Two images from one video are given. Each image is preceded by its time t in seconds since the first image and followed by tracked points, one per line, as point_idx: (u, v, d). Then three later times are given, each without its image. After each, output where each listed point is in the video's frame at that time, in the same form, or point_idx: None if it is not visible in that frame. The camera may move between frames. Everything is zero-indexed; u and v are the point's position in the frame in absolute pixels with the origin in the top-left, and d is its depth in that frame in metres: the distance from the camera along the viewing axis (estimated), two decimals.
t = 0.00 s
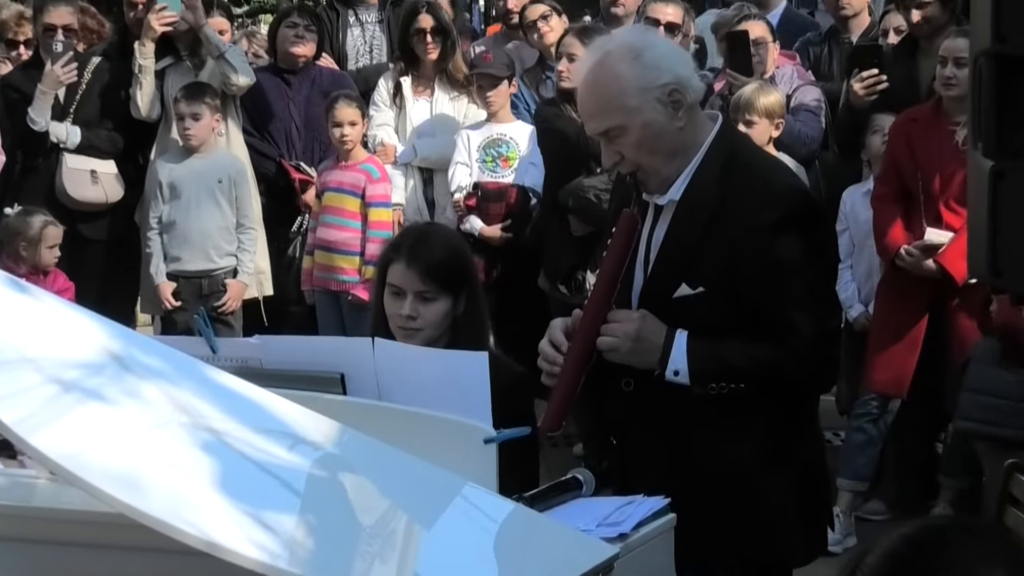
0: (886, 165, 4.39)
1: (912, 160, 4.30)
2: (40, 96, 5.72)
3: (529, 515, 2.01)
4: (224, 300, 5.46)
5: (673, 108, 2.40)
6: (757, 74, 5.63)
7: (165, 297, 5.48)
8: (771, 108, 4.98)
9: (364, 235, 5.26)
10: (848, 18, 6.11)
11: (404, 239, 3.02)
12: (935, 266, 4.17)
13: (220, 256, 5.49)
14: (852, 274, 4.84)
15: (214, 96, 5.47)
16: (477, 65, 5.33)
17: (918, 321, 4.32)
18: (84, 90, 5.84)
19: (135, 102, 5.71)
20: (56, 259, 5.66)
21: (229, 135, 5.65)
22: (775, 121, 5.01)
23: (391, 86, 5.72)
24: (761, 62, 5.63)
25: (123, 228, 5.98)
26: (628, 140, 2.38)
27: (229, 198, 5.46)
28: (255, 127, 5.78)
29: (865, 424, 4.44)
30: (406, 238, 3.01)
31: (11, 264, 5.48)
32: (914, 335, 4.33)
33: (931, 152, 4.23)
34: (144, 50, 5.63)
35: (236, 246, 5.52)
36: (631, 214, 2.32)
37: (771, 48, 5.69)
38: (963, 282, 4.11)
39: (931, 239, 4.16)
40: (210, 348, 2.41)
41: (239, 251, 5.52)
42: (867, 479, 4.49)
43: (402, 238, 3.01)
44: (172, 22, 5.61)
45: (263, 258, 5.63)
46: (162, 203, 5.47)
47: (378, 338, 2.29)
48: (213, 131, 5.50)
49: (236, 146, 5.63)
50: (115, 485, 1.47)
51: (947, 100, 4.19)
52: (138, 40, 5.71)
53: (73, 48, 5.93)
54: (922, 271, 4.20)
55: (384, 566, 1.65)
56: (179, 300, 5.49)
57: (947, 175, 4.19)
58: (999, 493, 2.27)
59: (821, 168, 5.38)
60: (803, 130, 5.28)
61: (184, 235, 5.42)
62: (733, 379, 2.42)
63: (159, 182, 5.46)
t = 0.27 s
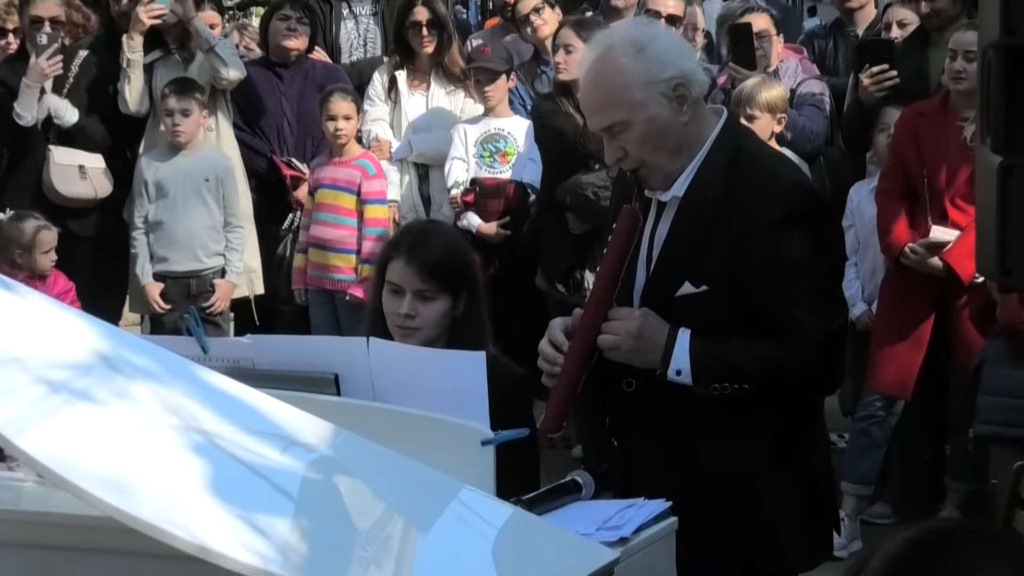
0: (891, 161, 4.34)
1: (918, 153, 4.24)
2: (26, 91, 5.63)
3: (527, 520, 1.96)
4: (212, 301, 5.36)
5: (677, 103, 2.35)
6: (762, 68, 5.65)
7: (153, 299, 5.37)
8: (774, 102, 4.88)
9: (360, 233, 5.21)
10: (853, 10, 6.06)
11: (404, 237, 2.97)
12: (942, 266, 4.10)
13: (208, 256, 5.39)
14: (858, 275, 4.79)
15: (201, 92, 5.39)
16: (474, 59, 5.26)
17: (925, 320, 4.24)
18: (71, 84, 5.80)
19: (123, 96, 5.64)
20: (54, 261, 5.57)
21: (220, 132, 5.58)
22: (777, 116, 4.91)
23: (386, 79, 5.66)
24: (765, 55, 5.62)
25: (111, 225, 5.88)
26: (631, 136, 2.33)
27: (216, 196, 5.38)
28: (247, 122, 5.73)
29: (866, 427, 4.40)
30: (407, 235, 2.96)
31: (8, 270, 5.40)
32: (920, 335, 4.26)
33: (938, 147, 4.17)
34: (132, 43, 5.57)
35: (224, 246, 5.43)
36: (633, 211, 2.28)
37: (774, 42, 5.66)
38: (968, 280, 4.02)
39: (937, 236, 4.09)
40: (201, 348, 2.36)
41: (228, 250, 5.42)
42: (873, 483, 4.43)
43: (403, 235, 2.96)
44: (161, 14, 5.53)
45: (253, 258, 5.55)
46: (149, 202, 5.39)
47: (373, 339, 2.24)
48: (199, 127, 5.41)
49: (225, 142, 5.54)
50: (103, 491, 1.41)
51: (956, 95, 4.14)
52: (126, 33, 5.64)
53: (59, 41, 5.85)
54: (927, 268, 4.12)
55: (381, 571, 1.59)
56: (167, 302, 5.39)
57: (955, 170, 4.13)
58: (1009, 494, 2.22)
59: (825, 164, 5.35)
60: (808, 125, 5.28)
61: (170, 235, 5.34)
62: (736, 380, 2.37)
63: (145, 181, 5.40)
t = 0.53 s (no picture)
0: (896, 157, 4.25)
1: (924, 150, 4.15)
2: (12, 85, 5.34)
3: (526, 524, 1.92)
4: (201, 300, 5.25)
5: (682, 98, 2.30)
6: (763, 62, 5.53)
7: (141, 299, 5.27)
8: (775, 97, 4.78)
9: (353, 231, 5.10)
10: (859, 3, 5.99)
11: (403, 234, 2.91)
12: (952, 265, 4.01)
13: (196, 256, 5.29)
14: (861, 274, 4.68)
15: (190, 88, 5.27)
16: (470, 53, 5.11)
17: (935, 321, 4.16)
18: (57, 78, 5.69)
19: (110, 91, 5.44)
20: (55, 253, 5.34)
21: (209, 126, 5.43)
22: (779, 111, 4.80)
23: (380, 74, 5.56)
24: (767, 49, 5.50)
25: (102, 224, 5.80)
26: (634, 131, 2.28)
27: (203, 194, 5.27)
28: (235, 117, 5.55)
29: (875, 431, 4.35)
30: (406, 232, 2.90)
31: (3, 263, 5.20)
32: (930, 336, 4.17)
33: (945, 143, 4.08)
34: (118, 36, 5.39)
35: (213, 245, 5.32)
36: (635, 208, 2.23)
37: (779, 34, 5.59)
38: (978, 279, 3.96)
39: (946, 234, 4.00)
40: (190, 348, 2.30)
41: (216, 249, 5.31)
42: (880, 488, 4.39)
43: (402, 231, 2.90)
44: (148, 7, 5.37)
45: (245, 256, 5.44)
46: (135, 201, 5.28)
47: (367, 338, 2.19)
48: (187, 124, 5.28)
49: (214, 139, 5.40)
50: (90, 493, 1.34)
51: (962, 89, 4.06)
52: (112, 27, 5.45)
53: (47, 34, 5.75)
54: (937, 268, 4.03)
55: None
56: (156, 301, 5.30)
57: (963, 166, 4.05)
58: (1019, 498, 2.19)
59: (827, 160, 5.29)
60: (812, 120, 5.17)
61: (158, 235, 5.24)
62: (739, 382, 2.33)
63: (129, 180, 5.27)
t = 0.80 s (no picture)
0: (898, 155, 4.14)
1: (930, 146, 4.04)
2: None
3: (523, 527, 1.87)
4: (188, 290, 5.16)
5: (685, 93, 2.26)
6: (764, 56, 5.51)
7: (130, 297, 5.17)
8: (776, 93, 4.72)
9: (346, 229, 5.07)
10: None
11: (407, 227, 2.87)
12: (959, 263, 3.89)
13: (185, 254, 5.20)
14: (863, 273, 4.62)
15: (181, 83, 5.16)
16: (465, 46, 5.07)
17: (941, 322, 4.04)
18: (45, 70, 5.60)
19: (97, 86, 5.34)
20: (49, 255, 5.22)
21: (197, 120, 5.32)
22: (781, 107, 4.75)
23: (373, 67, 5.43)
24: (769, 43, 5.47)
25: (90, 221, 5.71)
26: (636, 127, 2.24)
27: (192, 191, 5.18)
28: (223, 112, 5.44)
29: (878, 432, 4.28)
30: (411, 224, 2.86)
31: None
32: (934, 337, 4.05)
33: (951, 140, 3.97)
34: (105, 30, 5.29)
35: (202, 242, 5.23)
36: (636, 204, 2.21)
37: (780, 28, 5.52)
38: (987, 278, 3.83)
39: (953, 233, 3.90)
40: (180, 349, 2.25)
41: (207, 245, 5.23)
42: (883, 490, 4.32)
43: (407, 224, 2.86)
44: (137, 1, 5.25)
45: (234, 254, 5.37)
46: (123, 198, 5.17)
47: (360, 339, 2.15)
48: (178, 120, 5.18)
49: (205, 135, 5.31)
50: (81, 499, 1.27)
51: (968, 84, 3.94)
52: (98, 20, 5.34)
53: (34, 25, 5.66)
54: (945, 267, 3.90)
55: None
56: (146, 300, 5.19)
57: (971, 165, 3.94)
58: None
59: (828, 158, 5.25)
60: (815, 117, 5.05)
61: (148, 233, 5.14)
62: (741, 383, 2.29)
63: (117, 176, 5.16)
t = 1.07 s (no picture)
0: (904, 151, 4.07)
1: (935, 144, 3.98)
2: None
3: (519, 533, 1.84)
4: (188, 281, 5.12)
5: (687, 88, 2.21)
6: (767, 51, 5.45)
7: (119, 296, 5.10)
8: (780, 88, 4.68)
9: (337, 227, 4.98)
10: None
11: (407, 218, 2.82)
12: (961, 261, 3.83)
13: (175, 252, 5.13)
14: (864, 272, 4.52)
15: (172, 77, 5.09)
16: (459, 41, 5.01)
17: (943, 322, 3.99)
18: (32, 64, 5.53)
19: (83, 80, 5.29)
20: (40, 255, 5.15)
21: (186, 116, 5.27)
22: (785, 102, 4.71)
23: (368, 61, 5.39)
24: (771, 36, 5.41)
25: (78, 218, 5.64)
26: (637, 123, 2.19)
27: (184, 185, 5.11)
28: (214, 107, 5.38)
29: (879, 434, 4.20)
30: (410, 216, 2.81)
31: None
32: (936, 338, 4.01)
33: (956, 137, 3.91)
34: (93, 24, 5.24)
35: (193, 239, 5.17)
36: (635, 200, 2.17)
37: (781, 22, 5.45)
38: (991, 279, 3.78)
39: (957, 231, 3.84)
40: (169, 349, 2.20)
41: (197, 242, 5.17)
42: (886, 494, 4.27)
43: (406, 216, 2.81)
44: None
45: (225, 253, 5.32)
46: (113, 193, 5.08)
47: (354, 339, 2.10)
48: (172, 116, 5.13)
49: (194, 130, 5.25)
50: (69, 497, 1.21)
51: (975, 80, 3.90)
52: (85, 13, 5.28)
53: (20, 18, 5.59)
54: (949, 267, 3.86)
55: None
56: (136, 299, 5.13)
57: (977, 161, 3.86)
58: None
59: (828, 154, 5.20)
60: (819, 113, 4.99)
61: (137, 230, 5.06)
62: (743, 385, 2.25)
63: (107, 172, 5.07)
